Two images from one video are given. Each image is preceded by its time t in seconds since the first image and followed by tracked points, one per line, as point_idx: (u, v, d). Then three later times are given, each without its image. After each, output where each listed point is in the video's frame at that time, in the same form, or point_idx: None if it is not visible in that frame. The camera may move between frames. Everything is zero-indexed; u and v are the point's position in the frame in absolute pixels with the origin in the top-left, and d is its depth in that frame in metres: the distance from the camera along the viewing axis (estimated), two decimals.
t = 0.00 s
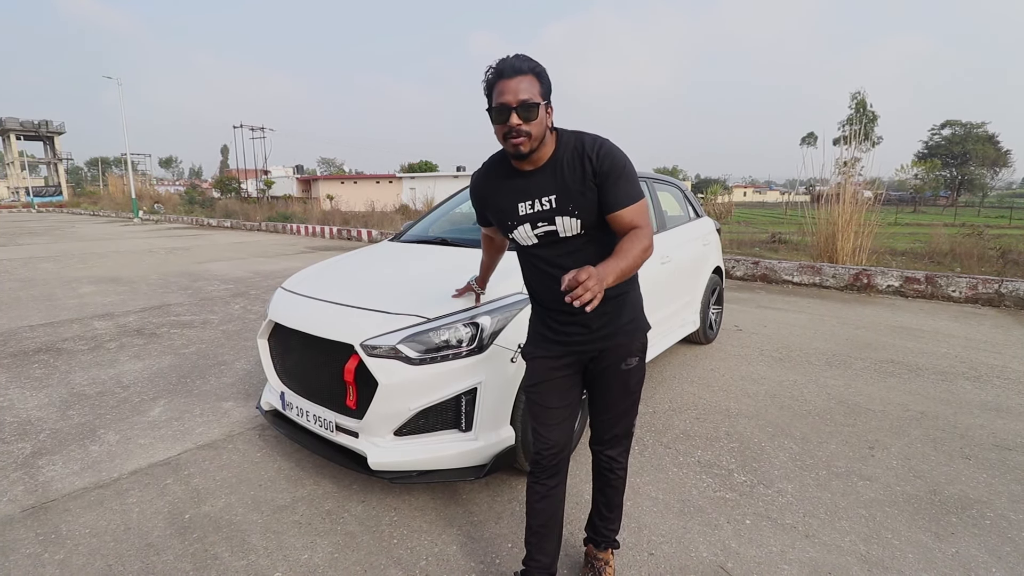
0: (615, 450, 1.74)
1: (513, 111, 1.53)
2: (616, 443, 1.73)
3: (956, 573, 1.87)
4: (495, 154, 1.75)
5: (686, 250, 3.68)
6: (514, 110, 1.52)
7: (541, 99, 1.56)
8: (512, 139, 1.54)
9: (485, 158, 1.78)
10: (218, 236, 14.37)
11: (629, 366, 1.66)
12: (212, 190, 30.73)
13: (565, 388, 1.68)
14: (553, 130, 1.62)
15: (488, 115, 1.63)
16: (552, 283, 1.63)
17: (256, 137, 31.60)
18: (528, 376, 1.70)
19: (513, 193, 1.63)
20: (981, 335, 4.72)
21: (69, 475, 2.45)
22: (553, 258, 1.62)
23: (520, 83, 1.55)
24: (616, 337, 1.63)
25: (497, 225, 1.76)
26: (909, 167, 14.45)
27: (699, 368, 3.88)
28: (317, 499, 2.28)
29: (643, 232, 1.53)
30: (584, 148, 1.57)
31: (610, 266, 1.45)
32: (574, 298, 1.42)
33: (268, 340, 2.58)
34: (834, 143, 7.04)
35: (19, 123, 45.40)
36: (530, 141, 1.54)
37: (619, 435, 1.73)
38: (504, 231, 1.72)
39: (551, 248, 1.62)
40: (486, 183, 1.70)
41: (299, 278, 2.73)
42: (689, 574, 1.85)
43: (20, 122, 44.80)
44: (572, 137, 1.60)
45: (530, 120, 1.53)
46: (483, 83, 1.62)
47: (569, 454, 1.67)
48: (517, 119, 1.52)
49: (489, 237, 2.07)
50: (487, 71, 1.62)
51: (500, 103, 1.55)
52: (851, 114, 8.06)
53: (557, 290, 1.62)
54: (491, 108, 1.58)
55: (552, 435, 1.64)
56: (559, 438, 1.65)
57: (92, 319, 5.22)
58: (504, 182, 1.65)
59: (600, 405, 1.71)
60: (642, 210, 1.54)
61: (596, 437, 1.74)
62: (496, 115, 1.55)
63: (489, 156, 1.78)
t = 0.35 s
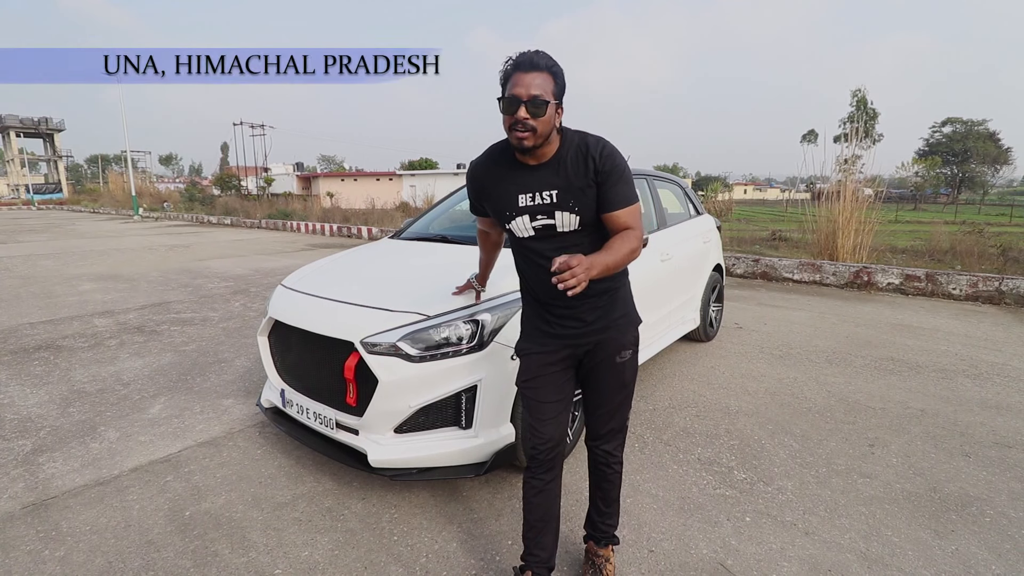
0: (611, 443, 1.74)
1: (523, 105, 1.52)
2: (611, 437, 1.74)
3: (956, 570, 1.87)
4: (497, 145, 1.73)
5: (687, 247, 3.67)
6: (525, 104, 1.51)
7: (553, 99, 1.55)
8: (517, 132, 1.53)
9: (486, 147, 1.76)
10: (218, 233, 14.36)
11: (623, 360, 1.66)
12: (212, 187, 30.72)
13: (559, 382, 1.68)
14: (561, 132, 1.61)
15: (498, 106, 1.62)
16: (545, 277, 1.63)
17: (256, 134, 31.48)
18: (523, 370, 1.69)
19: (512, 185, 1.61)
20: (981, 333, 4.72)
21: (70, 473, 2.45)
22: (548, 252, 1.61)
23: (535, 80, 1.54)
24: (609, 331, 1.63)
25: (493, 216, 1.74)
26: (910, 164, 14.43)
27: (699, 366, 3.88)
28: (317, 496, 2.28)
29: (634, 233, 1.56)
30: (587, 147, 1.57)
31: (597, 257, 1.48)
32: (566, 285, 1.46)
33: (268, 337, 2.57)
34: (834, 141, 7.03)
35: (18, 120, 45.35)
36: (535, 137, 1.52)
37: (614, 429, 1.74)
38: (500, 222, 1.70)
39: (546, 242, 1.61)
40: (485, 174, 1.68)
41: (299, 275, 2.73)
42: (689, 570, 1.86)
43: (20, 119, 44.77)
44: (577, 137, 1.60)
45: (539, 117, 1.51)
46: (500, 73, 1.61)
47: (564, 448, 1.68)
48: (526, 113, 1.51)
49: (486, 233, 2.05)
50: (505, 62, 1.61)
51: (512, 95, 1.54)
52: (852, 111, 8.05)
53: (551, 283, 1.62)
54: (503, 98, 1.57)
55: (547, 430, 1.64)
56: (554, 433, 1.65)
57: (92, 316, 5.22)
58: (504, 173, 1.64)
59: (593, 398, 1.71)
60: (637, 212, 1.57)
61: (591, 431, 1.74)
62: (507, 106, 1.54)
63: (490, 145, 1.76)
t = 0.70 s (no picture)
0: (604, 438, 1.75)
1: (530, 107, 1.50)
2: (604, 432, 1.75)
3: (956, 567, 1.88)
4: (496, 139, 1.71)
5: (687, 245, 3.67)
6: (532, 106, 1.50)
7: (559, 102, 1.54)
8: (521, 133, 1.52)
9: (484, 140, 1.74)
10: (217, 232, 14.36)
11: (613, 354, 1.67)
12: (211, 186, 30.73)
13: (550, 378, 1.68)
14: (563, 133, 1.61)
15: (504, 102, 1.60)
16: (534, 272, 1.62)
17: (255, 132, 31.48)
18: (513, 368, 1.69)
19: (509, 179, 1.60)
20: (981, 330, 4.72)
21: (70, 471, 2.45)
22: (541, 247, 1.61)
23: (544, 81, 1.53)
24: (600, 326, 1.64)
25: (487, 210, 1.72)
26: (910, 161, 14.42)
27: (699, 364, 3.88)
28: (317, 495, 2.28)
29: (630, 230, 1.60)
30: (586, 148, 1.57)
31: (597, 238, 1.50)
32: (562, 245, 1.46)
33: (268, 336, 2.57)
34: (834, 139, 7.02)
35: (18, 119, 45.32)
36: (539, 140, 1.52)
37: (607, 424, 1.74)
38: (493, 216, 1.69)
39: (535, 239, 1.58)
40: (483, 168, 1.67)
41: (299, 274, 2.72)
42: (689, 568, 1.86)
43: (19, 118, 44.75)
44: (577, 138, 1.60)
45: (545, 120, 1.51)
46: (508, 68, 1.58)
47: (557, 444, 1.67)
48: (533, 115, 1.50)
49: (480, 230, 2.05)
50: (514, 57, 1.57)
51: (520, 95, 1.52)
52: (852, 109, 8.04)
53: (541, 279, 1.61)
54: (510, 96, 1.55)
55: (540, 425, 1.63)
56: (547, 428, 1.64)
57: (91, 315, 5.21)
58: (502, 167, 1.63)
59: (585, 394, 1.71)
60: (631, 214, 1.60)
61: (584, 428, 1.74)
62: (513, 105, 1.52)
63: (489, 138, 1.74)
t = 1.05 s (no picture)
0: (603, 437, 1.75)
1: (529, 108, 1.49)
2: (603, 431, 1.75)
3: (957, 566, 1.88)
4: (494, 136, 1.71)
5: (687, 244, 3.66)
6: (531, 108, 1.49)
7: (558, 104, 1.54)
8: (520, 134, 1.52)
9: (482, 137, 1.74)
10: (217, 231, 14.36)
11: (610, 353, 1.67)
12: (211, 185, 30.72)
13: (547, 377, 1.67)
14: (561, 135, 1.61)
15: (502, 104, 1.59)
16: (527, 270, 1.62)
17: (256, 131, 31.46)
18: (510, 367, 1.69)
19: (504, 176, 1.60)
20: (981, 328, 4.72)
21: (71, 470, 2.45)
22: (534, 246, 1.61)
23: (543, 84, 1.52)
24: (595, 324, 1.63)
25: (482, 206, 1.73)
26: (911, 160, 14.41)
27: (699, 362, 3.88)
28: (318, 493, 2.28)
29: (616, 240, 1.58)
30: (581, 148, 1.57)
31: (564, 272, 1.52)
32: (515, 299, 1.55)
33: (268, 334, 2.57)
34: (834, 137, 7.02)
35: (17, 118, 45.32)
36: (537, 141, 1.52)
37: (605, 423, 1.74)
38: (488, 213, 1.70)
39: (532, 237, 1.61)
40: (479, 165, 1.67)
41: (299, 273, 2.72)
42: (689, 566, 1.86)
43: (19, 117, 44.74)
44: (572, 140, 1.59)
45: (544, 121, 1.50)
46: (506, 69, 1.57)
47: (555, 442, 1.67)
48: (532, 117, 1.49)
49: (479, 228, 2.05)
50: (513, 59, 1.56)
51: (518, 97, 1.52)
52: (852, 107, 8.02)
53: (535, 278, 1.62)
54: (508, 98, 1.54)
55: (537, 424, 1.63)
56: (544, 427, 1.64)
57: (92, 314, 5.21)
58: (498, 164, 1.63)
59: (582, 392, 1.71)
60: (624, 217, 1.59)
61: (582, 426, 1.75)
62: (512, 107, 1.51)
63: (487, 135, 1.74)
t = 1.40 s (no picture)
0: (602, 434, 1.75)
1: (531, 111, 1.49)
2: (602, 428, 1.75)
3: (957, 565, 1.87)
4: (493, 135, 1.71)
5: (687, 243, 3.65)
6: (532, 111, 1.49)
7: (560, 112, 1.54)
8: (518, 136, 1.51)
9: (480, 135, 1.73)
10: (217, 230, 14.37)
11: (607, 351, 1.67)
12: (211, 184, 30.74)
13: (545, 375, 1.67)
14: (560, 143, 1.60)
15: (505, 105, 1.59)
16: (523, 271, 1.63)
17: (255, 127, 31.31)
18: (508, 366, 1.69)
19: (502, 178, 1.60)
20: (982, 327, 4.71)
21: (71, 469, 2.45)
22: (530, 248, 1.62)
23: (547, 89, 1.52)
24: (592, 322, 1.63)
25: (480, 206, 1.73)
26: (912, 157, 14.37)
27: (699, 361, 3.88)
28: (318, 492, 2.28)
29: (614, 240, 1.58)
30: (578, 154, 1.57)
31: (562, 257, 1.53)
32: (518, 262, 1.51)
33: (268, 334, 2.57)
34: (835, 135, 7.01)
35: (17, 117, 45.32)
36: (535, 145, 1.51)
37: (604, 420, 1.74)
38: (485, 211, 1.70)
39: (528, 237, 1.62)
40: (477, 165, 1.67)
41: (298, 272, 2.72)
42: (690, 565, 1.86)
43: (19, 117, 44.75)
44: (569, 146, 1.58)
45: (544, 126, 1.50)
46: (512, 72, 1.57)
47: (554, 440, 1.67)
48: (532, 121, 1.49)
49: (477, 227, 2.05)
50: (519, 61, 1.57)
51: (521, 99, 1.51)
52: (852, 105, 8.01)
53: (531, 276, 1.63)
54: (511, 100, 1.54)
55: (536, 422, 1.63)
56: (543, 424, 1.64)
57: (92, 313, 5.21)
58: (495, 164, 1.62)
59: (580, 390, 1.71)
60: (619, 222, 1.59)
61: (581, 424, 1.75)
62: (514, 107, 1.51)
63: (486, 132, 1.74)
